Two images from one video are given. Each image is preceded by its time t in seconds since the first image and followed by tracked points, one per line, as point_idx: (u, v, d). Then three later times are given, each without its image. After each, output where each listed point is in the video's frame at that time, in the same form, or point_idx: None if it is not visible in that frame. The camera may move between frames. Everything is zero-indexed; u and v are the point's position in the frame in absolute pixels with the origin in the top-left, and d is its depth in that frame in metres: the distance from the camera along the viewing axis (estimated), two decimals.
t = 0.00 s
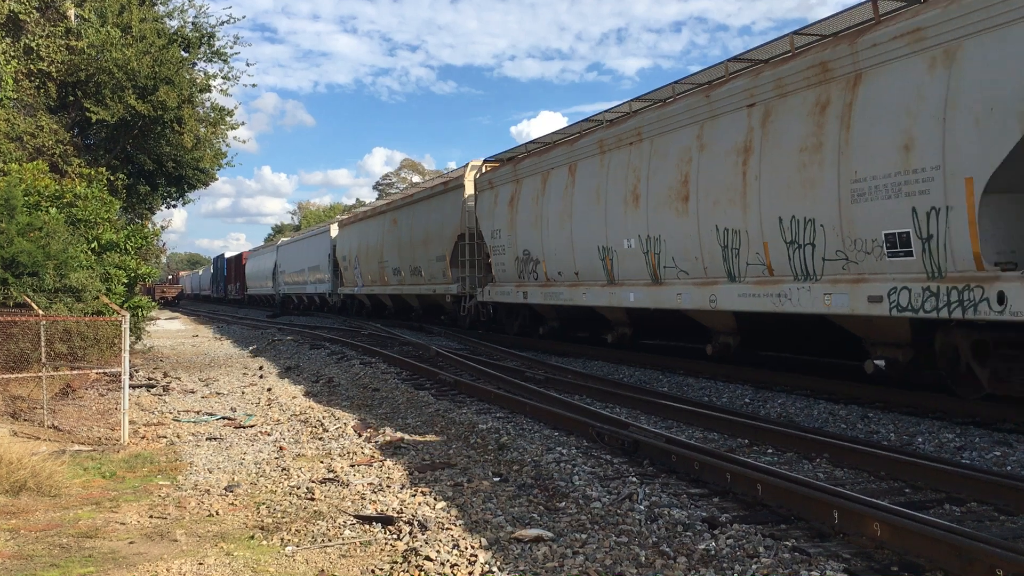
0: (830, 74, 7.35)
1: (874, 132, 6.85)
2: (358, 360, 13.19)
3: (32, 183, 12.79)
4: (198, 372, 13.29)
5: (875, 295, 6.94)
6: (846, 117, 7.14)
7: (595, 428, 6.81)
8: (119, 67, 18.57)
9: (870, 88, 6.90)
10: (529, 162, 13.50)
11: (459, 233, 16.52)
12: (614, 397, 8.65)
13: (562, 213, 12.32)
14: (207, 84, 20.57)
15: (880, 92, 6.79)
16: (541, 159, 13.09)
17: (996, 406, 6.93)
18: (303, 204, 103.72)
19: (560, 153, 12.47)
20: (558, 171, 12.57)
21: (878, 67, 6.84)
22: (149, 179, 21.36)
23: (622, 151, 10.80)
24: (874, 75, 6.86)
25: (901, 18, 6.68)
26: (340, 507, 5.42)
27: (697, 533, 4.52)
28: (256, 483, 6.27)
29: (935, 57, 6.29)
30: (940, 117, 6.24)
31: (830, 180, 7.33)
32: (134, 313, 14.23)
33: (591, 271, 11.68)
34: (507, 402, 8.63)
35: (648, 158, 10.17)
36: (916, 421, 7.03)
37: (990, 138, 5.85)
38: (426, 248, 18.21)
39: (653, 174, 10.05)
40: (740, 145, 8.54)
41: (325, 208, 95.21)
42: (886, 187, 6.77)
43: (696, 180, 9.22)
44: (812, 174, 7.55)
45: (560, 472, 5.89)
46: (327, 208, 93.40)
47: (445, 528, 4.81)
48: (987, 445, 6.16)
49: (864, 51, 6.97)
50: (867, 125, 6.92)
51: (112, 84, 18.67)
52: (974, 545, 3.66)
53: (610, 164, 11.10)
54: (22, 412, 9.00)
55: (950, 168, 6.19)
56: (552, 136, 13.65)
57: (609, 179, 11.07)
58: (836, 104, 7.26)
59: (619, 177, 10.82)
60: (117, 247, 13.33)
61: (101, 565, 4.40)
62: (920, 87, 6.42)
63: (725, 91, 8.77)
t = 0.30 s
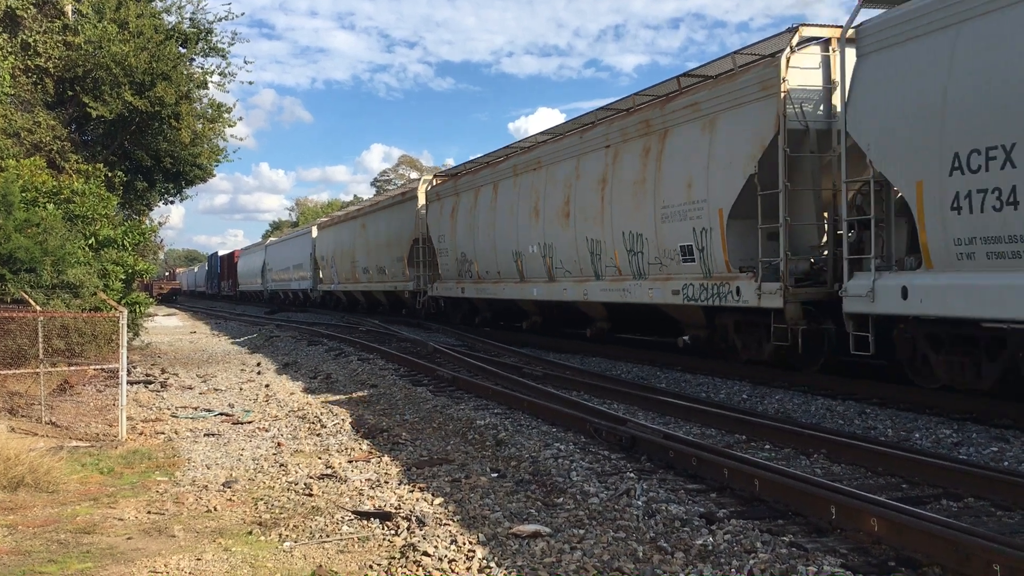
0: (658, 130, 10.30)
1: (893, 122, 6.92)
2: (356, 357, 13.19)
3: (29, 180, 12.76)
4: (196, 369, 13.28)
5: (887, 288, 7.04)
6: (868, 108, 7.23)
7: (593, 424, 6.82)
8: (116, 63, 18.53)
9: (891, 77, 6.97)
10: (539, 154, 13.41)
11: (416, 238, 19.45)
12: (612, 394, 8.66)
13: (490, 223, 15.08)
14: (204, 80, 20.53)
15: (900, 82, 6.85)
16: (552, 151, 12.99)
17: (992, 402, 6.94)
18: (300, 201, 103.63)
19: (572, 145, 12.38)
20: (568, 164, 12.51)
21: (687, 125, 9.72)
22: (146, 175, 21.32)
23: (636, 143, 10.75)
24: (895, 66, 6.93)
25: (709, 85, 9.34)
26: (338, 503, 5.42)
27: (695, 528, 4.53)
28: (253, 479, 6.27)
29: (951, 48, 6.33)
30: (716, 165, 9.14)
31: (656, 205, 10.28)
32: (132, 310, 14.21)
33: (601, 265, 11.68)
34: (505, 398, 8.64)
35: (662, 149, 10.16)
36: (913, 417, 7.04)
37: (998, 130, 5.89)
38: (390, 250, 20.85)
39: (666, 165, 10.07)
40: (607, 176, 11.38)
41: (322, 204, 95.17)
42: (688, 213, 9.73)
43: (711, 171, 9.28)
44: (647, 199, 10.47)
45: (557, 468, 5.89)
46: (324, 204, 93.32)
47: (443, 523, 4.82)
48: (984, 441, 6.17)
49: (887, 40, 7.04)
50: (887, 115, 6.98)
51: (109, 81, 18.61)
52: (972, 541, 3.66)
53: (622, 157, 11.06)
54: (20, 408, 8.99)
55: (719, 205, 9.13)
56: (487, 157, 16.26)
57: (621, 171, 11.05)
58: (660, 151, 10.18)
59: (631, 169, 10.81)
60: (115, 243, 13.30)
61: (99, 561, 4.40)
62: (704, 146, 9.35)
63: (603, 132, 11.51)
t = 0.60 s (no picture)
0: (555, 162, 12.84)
1: (882, 121, 6.74)
2: (357, 356, 13.20)
3: (29, 180, 12.77)
4: (197, 368, 13.29)
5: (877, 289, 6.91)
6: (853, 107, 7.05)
7: (594, 422, 6.82)
8: (115, 63, 18.53)
9: (879, 75, 6.77)
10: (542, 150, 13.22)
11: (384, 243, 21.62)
12: (612, 392, 8.65)
13: (438, 230, 17.44)
14: (204, 79, 20.53)
15: (889, 81, 6.66)
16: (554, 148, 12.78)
17: (994, 399, 6.93)
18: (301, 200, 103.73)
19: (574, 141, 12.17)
20: (570, 161, 12.34)
21: (573, 159, 12.25)
22: (147, 175, 21.33)
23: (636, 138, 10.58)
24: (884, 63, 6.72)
25: (588, 129, 11.87)
26: (339, 502, 5.42)
27: (695, 526, 4.52)
28: (255, 478, 6.27)
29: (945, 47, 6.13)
30: (588, 192, 11.70)
31: (552, 221, 12.78)
32: (133, 310, 14.22)
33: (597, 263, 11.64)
34: (505, 396, 8.65)
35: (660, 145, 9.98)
36: (914, 415, 7.03)
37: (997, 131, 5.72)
38: (364, 253, 22.98)
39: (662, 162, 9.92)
40: (520, 196, 13.89)
41: (323, 203, 95.29)
42: (571, 229, 12.26)
43: (703, 168, 9.13)
44: (546, 216, 12.98)
45: (558, 467, 5.88)
46: (325, 204, 93.44)
47: (444, 522, 4.82)
48: (985, 438, 6.17)
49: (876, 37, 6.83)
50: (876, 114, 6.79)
51: (109, 80, 18.60)
52: (974, 538, 3.65)
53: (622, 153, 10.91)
54: (21, 408, 8.99)
55: (589, 222, 11.67)
56: (442, 172, 18.42)
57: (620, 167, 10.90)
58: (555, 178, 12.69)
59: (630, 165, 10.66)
60: (115, 243, 13.30)
61: (100, 561, 4.40)
62: (583, 176, 11.86)
63: (520, 160, 13.99)
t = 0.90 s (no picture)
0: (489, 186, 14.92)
1: (877, 121, 6.67)
2: (359, 359, 13.20)
3: (32, 185, 12.79)
4: (200, 372, 13.30)
5: (868, 287, 6.87)
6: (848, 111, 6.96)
7: (596, 425, 6.81)
8: (117, 68, 18.55)
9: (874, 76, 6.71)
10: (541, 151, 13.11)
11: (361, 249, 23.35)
12: (615, 394, 8.66)
13: (399, 240, 19.39)
14: (205, 84, 20.58)
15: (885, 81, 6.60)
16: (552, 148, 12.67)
17: (997, 399, 6.92)
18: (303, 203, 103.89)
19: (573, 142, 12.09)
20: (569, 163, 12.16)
21: (502, 184, 14.29)
22: (149, 179, 21.37)
23: (632, 136, 10.49)
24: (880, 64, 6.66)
25: (514, 160, 13.98)
26: (342, 506, 5.42)
27: (699, 528, 4.51)
28: (258, 483, 6.27)
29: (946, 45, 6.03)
30: (511, 211, 13.79)
31: (485, 234, 14.75)
32: (135, 314, 14.22)
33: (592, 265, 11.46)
34: (507, 399, 8.64)
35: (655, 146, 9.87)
36: (917, 415, 7.02)
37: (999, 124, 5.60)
38: (344, 259, 24.42)
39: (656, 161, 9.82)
40: (463, 213, 15.84)
41: (325, 207, 95.42)
42: (499, 241, 14.20)
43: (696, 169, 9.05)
44: (481, 230, 14.95)
45: (561, 469, 5.87)
46: (326, 208, 93.55)
47: (447, 525, 4.81)
48: (988, 438, 6.14)
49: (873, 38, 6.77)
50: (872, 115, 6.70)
51: (111, 85, 18.63)
52: (979, 540, 3.63)
53: (615, 154, 10.85)
54: (24, 414, 9.00)
55: (511, 236, 13.69)
56: (406, 188, 20.41)
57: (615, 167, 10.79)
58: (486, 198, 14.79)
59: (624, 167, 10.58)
60: (117, 247, 13.31)
61: (103, 566, 4.40)
62: (507, 198, 13.98)
63: (463, 181, 16.10)
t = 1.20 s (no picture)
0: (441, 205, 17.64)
1: (893, 119, 6.70)
2: (361, 363, 13.21)
3: (32, 190, 12.82)
4: (201, 376, 13.31)
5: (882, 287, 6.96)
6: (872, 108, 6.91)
7: (597, 427, 6.82)
8: (117, 73, 18.59)
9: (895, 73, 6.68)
10: (547, 149, 12.97)
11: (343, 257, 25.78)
12: (616, 396, 8.67)
13: (375, 248, 21.82)
14: (206, 88, 20.63)
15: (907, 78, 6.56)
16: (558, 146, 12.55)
17: (998, 400, 6.93)
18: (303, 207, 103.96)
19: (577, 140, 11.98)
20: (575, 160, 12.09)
21: (452, 203, 16.87)
22: (149, 184, 21.40)
23: (628, 143, 10.65)
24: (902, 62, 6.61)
25: (459, 182, 16.53)
26: (343, 509, 5.43)
27: (700, 531, 4.52)
28: (259, 486, 6.28)
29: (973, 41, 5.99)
30: (457, 227, 16.43)
31: (438, 245, 17.24)
32: (136, 318, 14.23)
33: (602, 264, 11.48)
34: (509, 402, 8.65)
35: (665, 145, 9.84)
36: (919, 417, 7.02)
37: None
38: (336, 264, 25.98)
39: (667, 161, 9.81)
40: (422, 227, 18.34)
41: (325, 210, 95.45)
42: (449, 250, 16.68)
43: (706, 168, 9.10)
44: (435, 241, 17.41)
45: (563, 472, 5.88)
46: (327, 211, 93.60)
47: (449, 529, 4.81)
48: (990, 439, 6.15)
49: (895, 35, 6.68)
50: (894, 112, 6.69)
51: (112, 90, 18.67)
52: (979, 541, 3.64)
53: (623, 153, 10.79)
54: (26, 418, 9.01)
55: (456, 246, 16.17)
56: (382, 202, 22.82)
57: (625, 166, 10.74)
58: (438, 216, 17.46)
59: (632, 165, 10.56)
60: (118, 252, 13.33)
61: (105, 570, 4.41)
62: (455, 215, 16.51)
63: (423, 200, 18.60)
